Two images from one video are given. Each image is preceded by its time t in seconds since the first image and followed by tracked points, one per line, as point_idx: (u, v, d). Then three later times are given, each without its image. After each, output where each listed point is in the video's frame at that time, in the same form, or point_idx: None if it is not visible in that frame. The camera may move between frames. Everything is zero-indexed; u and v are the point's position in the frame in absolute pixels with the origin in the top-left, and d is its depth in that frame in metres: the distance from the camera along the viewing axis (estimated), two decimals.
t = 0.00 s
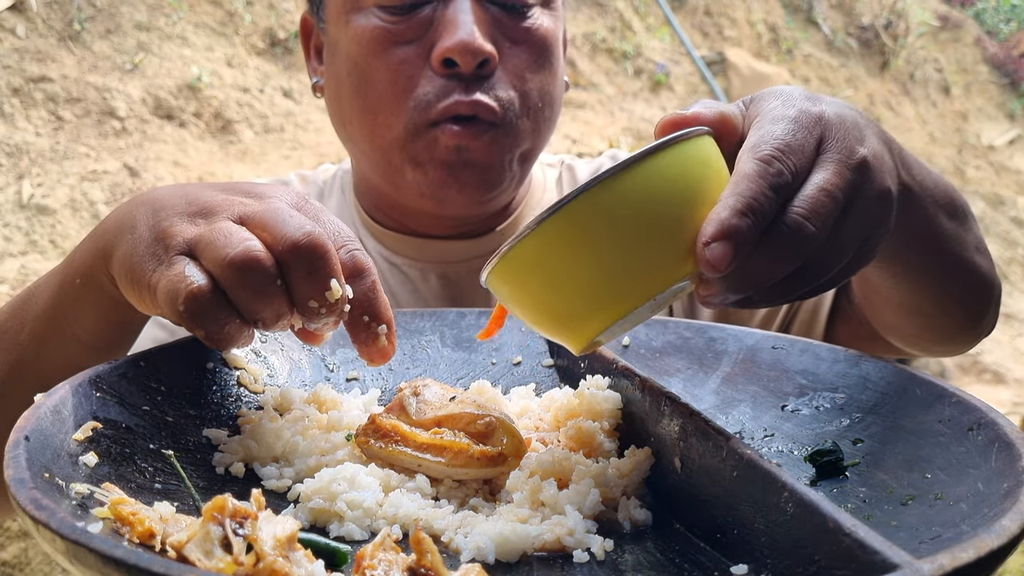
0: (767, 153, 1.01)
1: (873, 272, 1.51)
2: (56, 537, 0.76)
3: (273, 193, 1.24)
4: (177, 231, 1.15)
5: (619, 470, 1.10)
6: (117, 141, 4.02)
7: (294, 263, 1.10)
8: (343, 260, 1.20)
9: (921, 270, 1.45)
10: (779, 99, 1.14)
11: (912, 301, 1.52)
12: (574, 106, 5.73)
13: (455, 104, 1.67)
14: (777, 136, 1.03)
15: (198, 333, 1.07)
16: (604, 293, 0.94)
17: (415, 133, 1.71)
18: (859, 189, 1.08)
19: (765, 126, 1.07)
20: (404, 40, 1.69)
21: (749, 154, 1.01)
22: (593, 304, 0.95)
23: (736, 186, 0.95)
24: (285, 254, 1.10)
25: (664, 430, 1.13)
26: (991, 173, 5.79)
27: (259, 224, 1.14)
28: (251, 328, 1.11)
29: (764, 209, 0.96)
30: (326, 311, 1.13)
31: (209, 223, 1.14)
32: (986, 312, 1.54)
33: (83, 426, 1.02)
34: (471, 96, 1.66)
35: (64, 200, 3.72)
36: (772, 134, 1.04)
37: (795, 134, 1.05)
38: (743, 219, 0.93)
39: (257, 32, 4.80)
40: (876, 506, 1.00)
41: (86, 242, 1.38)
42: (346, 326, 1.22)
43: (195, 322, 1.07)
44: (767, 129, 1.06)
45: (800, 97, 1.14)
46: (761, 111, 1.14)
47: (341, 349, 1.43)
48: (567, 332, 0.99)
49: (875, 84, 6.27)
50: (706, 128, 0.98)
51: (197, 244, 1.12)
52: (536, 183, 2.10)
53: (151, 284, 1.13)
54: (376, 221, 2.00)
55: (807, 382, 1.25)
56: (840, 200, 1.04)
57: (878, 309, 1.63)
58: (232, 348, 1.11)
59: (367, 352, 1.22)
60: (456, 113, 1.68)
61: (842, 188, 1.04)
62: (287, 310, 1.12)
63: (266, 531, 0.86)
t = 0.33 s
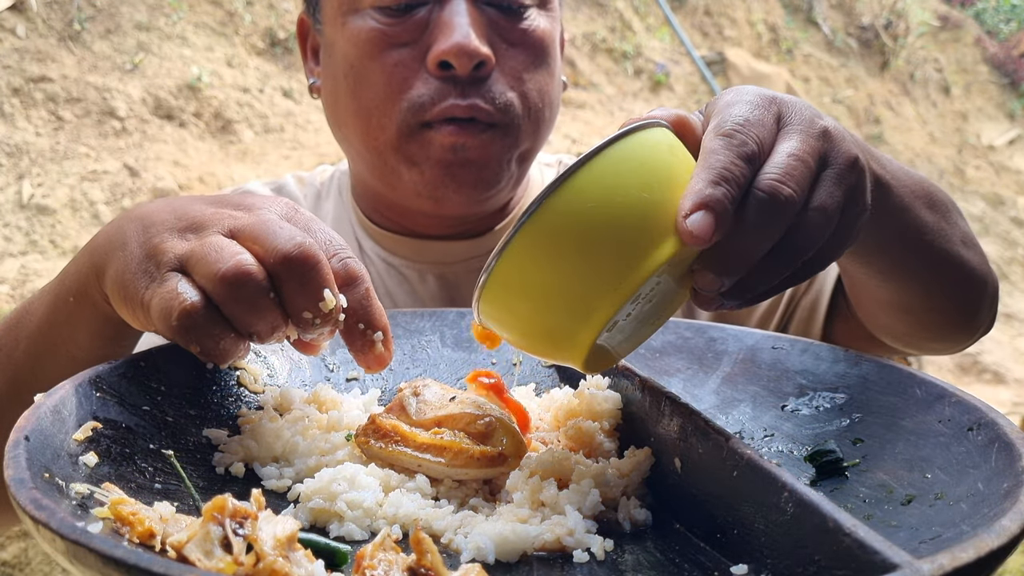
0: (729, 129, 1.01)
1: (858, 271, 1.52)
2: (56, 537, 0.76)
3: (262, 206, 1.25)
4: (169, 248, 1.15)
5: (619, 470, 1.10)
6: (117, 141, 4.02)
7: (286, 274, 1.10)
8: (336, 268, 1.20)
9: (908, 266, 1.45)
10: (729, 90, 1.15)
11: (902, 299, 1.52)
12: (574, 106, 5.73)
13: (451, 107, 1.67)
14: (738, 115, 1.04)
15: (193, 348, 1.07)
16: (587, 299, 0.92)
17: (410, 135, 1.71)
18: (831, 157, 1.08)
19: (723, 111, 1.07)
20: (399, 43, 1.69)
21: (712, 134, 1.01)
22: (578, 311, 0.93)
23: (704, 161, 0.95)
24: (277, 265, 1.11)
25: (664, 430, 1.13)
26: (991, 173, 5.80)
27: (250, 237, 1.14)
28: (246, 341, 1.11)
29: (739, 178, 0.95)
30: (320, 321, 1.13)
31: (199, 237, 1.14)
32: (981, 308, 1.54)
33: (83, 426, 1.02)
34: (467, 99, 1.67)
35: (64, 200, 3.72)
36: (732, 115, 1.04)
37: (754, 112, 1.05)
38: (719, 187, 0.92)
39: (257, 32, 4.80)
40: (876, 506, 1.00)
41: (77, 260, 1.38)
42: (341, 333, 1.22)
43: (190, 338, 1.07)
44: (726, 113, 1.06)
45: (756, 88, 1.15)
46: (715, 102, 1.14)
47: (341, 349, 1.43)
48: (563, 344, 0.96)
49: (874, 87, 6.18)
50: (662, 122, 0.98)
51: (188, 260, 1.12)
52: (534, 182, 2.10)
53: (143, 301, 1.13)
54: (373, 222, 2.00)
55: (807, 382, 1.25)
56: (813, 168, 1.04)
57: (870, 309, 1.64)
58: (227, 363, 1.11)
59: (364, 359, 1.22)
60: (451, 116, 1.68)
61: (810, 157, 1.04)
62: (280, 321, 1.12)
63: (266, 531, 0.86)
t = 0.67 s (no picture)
0: (756, 145, 0.99)
1: (865, 272, 1.51)
2: (56, 536, 0.76)
3: (256, 211, 1.25)
4: (165, 259, 1.15)
5: (619, 470, 1.10)
6: (117, 141, 4.02)
7: (286, 280, 1.11)
8: (335, 270, 1.20)
9: (916, 270, 1.44)
10: (772, 94, 1.13)
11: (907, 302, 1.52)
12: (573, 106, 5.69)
13: (449, 108, 1.66)
14: (767, 130, 1.02)
15: (197, 359, 1.07)
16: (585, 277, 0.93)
17: (408, 137, 1.71)
18: (853, 186, 1.06)
19: (757, 118, 1.06)
20: (396, 44, 1.69)
21: (738, 146, 1.00)
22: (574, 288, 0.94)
23: (723, 177, 0.94)
24: (277, 270, 1.11)
25: (664, 430, 1.13)
26: (991, 173, 5.80)
27: (246, 244, 1.14)
28: (252, 348, 1.12)
29: (751, 201, 0.94)
30: (323, 324, 1.13)
31: (196, 248, 1.15)
32: (982, 313, 1.55)
33: (82, 426, 1.02)
34: (464, 101, 1.67)
35: (64, 200, 3.72)
36: (763, 128, 1.03)
37: (785, 127, 1.03)
38: (731, 208, 0.92)
39: (257, 33, 4.80)
40: (877, 506, 1.00)
41: (72, 275, 1.38)
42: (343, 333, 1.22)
43: (193, 349, 1.07)
44: (759, 122, 1.04)
45: (794, 93, 1.12)
46: (754, 105, 1.13)
47: (341, 349, 1.43)
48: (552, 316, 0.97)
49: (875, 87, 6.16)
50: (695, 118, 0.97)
51: (187, 270, 1.12)
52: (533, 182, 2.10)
53: (141, 313, 1.13)
54: (370, 224, 2.00)
55: (806, 382, 1.25)
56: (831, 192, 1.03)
57: (872, 310, 1.63)
58: (230, 372, 1.11)
59: (368, 359, 1.22)
60: (449, 117, 1.68)
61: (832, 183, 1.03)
62: (282, 325, 1.12)
63: (266, 531, 0.86)
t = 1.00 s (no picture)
0: (812, 177, 1.00)
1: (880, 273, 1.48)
2: (56, 537, 0.76)
3: (257, 215, 1.25)
4: (170, 269, 1.15)
5: (620, 470, 1.10)
6: (117, 141, 4.02)
7: (294, 283, 1.11)
8: (339, 269, 1.20)
9: (933, 276, 1.42)
10: (845, 111, 1.11)
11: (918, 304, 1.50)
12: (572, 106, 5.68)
13: (453, 104, 1.66)
14: (828, 160, 1.02)
15: (209, 366, 1.08)
16: (608, 242, 0.98)
17: (412, 134, 1.70)
18: (887, 232, 1.08)
19: (820, 140, 1.05)
20: (398, 41, 1.69)
21: (796, 172, 1.00)
22: (594, 247, 0.99)
23: (769, 204, 0.96)
24: (284, 273, 1.11)
25: (664, 430, 1.14)
26: (990, 173, 5.80)
27: (251, 249, 1.14)
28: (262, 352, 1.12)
29: (786, 234, 0.97)
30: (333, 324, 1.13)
31: (200, 256, 1.15)
32: (982, 317, 1.55)
33: (83, 426, 1.02)
34: (467, 97, 1.66)
35: (65, 200, 3.72)
36: (824, 155, 1.02)
37: (847, 160, 1.03)
38: (761, 237, 0.95)
39: (257, 32, 4.80)
40: (877, 506, 1.00)
41: (73, 289, 1.38)
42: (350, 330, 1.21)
43: (205, 356, 1.07)
44: (820, 146, 1.04)
45: (867, 115, 1.11)
46: (825, 118, 1.11)
47: (340, 349, 1.43)
48: (567, 258, 1.03)
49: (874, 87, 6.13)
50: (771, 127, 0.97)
51: (195, 278, 1.12)
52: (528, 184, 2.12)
53: (150, 323, 1.13)
54: (368, 225, 2.00)
55: (806, 382, 1.25)
56: (863, 237, 1.05)
57: (878, 308, 1.62)
58: (241, 378, 1.11)
59: (376, 356, 1.21)
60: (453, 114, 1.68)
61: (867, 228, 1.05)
62: (292, 328, 1.12)
63: (266, 531, 0.86)
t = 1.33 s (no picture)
0: (990, 182, 1.07)
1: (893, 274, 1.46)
2: (55, 536, 0.76)
3: (258, 215, 1.25)
4: (175, 273, 1.16)
5: (620, 471, 1.10)
6: (117, 141, 4.02)
7: (303, 279, 1.11)
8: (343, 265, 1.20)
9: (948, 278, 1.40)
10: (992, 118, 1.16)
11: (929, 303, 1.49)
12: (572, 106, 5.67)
13: (496, 112, 1.67)
14: (1002, 167, 1.09)
15: (223, 365, 1.09)
16: (760, 222, 1.02)
17: (450, 140, 1.69)
18: None
19: (987, 145, 1.11)
20: (440, 45, 1.66)
21: (976, 174, 1.07)
22: (751, 227, 1.03)
23: (959, 206, 1.04)
24: (292, 271, 1.11)
25: (664, 430, 1.14)
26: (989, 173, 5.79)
27: (257, 248, 1.14)
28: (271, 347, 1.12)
29: (965, 234, 1.05)
30: (342, 319, 1.13)
31: (205, 258, 1.15)
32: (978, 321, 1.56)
33: (83, 426, 1.02)
34: (508, 105, 1.68)
35: (64, 200, 3.73)
36: (997, 162, 1.09)
37: (1013, 169, 1.10)
38: (949, 235, 1.03)
39: (257, 32, 4.79)
40: (877, 506, 1.00)
41: (69, 304, 1.37)
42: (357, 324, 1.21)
43: (218, 357, 1.09)
44: (988, 152, 1.10)
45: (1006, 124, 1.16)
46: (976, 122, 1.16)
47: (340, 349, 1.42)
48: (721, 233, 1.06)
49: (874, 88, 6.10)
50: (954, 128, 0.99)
51: (201, 279, 1.13)
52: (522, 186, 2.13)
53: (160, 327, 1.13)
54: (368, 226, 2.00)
55: (807, 382, 1.25)
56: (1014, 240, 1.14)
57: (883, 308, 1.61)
58: (254, 375, 1.13)
59: (387, 346, 1.21)
60: (495, 121, 1.68)
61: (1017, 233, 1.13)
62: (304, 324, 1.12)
63: (265, 531, 0.86)
